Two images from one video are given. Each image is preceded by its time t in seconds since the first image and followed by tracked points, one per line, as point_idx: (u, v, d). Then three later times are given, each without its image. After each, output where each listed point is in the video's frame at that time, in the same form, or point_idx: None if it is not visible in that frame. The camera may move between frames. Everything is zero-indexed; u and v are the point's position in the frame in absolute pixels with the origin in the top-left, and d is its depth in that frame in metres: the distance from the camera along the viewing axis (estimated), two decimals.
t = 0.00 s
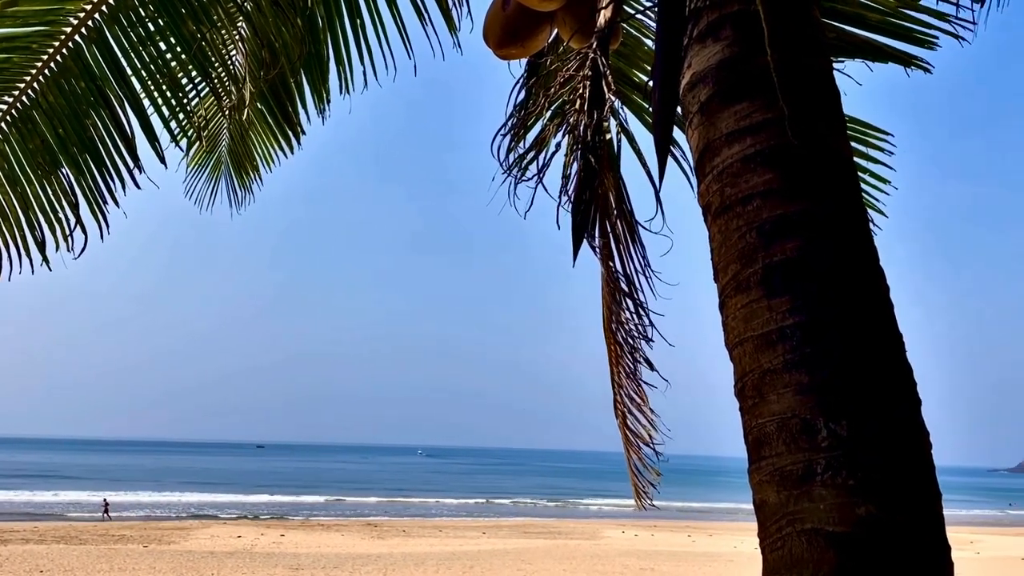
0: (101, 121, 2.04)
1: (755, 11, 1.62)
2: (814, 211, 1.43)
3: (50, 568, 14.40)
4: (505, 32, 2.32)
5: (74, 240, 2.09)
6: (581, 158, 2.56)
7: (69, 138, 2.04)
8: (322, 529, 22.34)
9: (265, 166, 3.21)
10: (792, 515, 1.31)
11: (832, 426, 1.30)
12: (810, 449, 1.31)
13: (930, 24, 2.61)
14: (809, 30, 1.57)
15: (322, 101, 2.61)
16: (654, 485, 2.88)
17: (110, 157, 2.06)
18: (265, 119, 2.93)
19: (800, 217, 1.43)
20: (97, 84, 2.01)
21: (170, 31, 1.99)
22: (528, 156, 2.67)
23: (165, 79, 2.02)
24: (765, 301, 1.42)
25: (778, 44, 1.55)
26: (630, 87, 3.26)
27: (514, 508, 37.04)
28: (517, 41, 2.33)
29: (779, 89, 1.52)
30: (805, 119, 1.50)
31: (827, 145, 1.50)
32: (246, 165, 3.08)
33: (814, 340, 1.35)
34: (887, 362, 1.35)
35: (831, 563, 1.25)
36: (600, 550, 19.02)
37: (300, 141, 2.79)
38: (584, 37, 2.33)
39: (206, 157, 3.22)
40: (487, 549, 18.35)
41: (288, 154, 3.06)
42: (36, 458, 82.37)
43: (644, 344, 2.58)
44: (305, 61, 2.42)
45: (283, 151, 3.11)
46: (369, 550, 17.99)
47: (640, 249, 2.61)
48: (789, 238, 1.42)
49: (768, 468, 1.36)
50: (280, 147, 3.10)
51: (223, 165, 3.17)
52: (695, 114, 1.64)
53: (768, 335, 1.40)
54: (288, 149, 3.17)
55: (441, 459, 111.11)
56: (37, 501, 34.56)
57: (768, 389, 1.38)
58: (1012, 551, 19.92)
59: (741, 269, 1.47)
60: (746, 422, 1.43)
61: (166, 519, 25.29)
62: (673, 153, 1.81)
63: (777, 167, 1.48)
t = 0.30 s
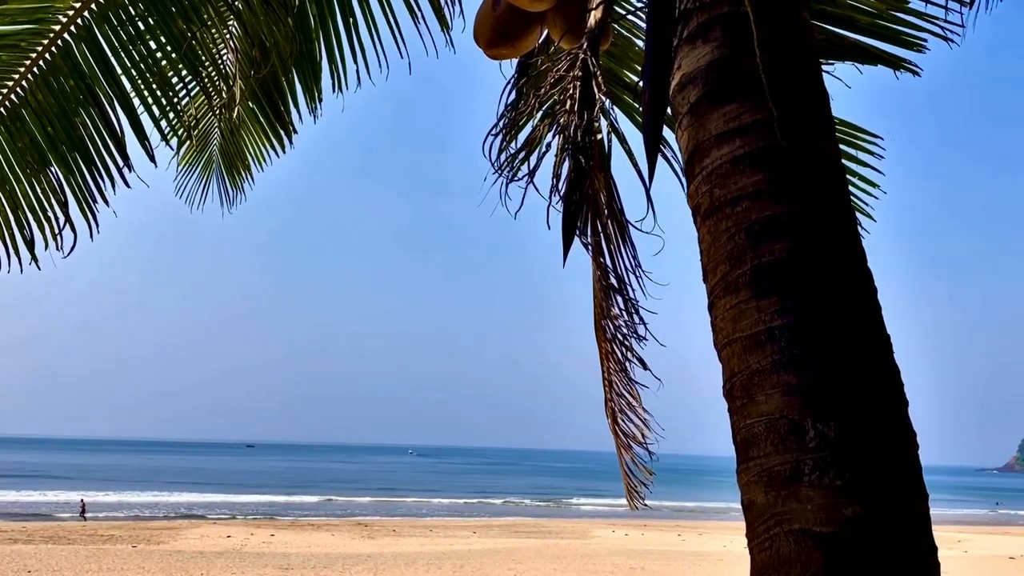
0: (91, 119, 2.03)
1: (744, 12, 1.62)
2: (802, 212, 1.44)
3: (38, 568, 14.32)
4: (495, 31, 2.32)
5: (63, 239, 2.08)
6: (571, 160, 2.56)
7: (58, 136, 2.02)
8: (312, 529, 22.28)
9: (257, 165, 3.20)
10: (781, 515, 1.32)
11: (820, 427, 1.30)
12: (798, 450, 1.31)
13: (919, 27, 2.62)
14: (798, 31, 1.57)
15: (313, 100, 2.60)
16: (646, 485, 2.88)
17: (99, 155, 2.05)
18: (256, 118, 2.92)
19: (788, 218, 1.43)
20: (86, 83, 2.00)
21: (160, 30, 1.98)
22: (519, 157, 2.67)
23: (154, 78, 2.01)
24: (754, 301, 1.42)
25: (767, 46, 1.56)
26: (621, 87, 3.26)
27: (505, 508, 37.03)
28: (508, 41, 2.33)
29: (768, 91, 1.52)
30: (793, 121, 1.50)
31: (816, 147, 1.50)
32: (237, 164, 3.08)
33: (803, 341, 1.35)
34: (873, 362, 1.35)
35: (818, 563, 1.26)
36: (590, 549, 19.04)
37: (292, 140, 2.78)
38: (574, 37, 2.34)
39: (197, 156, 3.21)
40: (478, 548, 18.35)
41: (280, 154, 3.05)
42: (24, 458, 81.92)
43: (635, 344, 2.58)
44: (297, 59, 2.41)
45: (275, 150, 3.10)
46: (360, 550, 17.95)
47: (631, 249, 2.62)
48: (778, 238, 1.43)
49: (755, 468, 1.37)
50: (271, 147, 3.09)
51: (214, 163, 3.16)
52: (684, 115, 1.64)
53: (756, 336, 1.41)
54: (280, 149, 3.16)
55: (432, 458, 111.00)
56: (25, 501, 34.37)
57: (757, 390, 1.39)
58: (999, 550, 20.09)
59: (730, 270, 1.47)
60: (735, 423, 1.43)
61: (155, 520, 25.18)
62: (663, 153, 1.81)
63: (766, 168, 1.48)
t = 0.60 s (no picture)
0: (81, 117, 2.01)
1: (734, 13, 1.62)
2: (794, 211, 1.44)
3: (26, 569, 14.23)
4: (487, 30, 2.32)
5: (55, 237, 2.06)
6: (562, 159, 2.56)
7: (49, 134, 2.00)
8: (302, 529, 22.24)
9: (249, 162, 3.19)
10: (770, 515, 1.32)
11: (810, 426, 1.31)
12: (788, 449, 1.32)
13: (909, 27, 2.64)
14: (788, 31, 1.58)
15: (306, 98, 2.59)
16: (635, 484, 2.87)
17: (89, 153, 2.03)
18: (248, 115, 2.92)
19: (779, 217, 1.43)
20: (76, 81, 1.99)
21: (150, 27, 1.98)
22: (511, 155, 2.67)
23: (145, 76, 2.00)
24: (744, 301, 1.42)
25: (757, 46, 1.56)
26: (613, 86, 3.26)
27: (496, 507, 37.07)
28: (499, 40, 2.33)
29: (757, 91, 1.53)
30: (782, 120, 1.51)
31: (805, 147, 1.51)
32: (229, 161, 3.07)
33: (792, 341, 1.36)
34: (864, 361, 1.36)
35: (808, 562, 1.26)
36: (580, 548, 19.10)
37: (284, 138, 2.77)
38: (566, 36, 2.34)
39: (188, 154, 3.20)
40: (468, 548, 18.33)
41: (272, 151, 3.03)
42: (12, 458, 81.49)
43: (625, 343, 2.58)
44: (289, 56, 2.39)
45: (267, 149, 3.09)
46: (350, 550, 17.94)
47: (622, 249, 2.62)
48: (769, 238, 1.43)
49: (746, 468, 1.37)
50: (263, 144, 3.08)
51: (206, 161, 3.15)
52: (675, 115, 1.64)
53: (746, 336, 1.41)
54: (272, 146, 3.15)
55: (422, 458, 110.94)
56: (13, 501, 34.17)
57: (747, 390, 1.39)
58: (987, 548, 20.21)
59: (720, 269, 1.47)
60: (724, 422, 1.44)
61: (144, 520, 25.09)
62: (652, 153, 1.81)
63: (757, 167, 1.48)
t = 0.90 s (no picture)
0: (72, 115, 2.00)
1: (726, 13, 1.62)
2: (783, 211, 1.44)
3: (14, 569, 14.13)
4: (479, 28, 2.31)
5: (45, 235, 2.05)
6: (553, 159, 2.56)
7: (38, 132, 1.99)
8: (294, 528, 22.17)
9: (240, 159, 3.17)
10: (760, 513, 1.32)
11: (800, 425, 1.31)
12: (778, 448, 1.32)
13: (899, 25, 2.65)
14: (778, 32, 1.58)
15: (298, 96, 2.58)
16: (629, 483, 2.87)
17: (80, 151, 2.02)
18: (240, 112, 2.90)
19: (769, 217, 1.44)
20: (66, 78, 1.98)
21: (141, 24, 1.96)
22: (502, 155, 2.67)
23: (136, 73, 1.99)
24: (735, 301, 1.42)
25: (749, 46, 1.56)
26: (604, 86, 3.26)
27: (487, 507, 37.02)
28: (491, 39, 2.33)
29: (749, 91, 1.53)
30: (773, 120, 1.51)
31: (796, 146, 1.51)
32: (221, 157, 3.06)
33: (783, 340, 1.36)
34: (852, 361, 1.36)
35: (798, 561, 1.26)
36: (572, 547, 19.08)
37: (276, 135, 2.76)
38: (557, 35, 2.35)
39: (180, 150, 3.19)
40: (459, 548, 18.30)
41: (264, 148, 3.02)
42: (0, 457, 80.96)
43: (617, 342, 2.58)
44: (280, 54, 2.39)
45: (258, 146, 3.07)
46: (341, 549, 17.87)
47: (614, 248, 2.62)
48: (759, 238, 1.43)
49: (736, 466, 1.37)
50: (255, 141, 3.07)
51: (198, 158, 3.14)
52: (667, 114, 1.64)
53: (737, 335, 1.41)
54: (264, 143, 3.14)
55: (413, 457, 110.77)
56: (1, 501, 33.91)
57: (737, 389, 1.39)
58: (977, 548, 20.27)
59: (711, 269, 1.48)
60: (715, 421, 1.44)
61: (133, 520, 24.94)
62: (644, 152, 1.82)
63: (748, 167, 1.48)
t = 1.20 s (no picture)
0: (62, 113, 1.99)
1: (717, 14, 1.63)
2: (772, 210, 1.45)
3: (4, 568, 14.05)
4: (471, 27, 2.31)
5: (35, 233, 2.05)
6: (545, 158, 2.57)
7: (28, 130, 1.98)
8: (285, 527, 22.10)
9: (234, 156, 3.16)
10: (750, 511, 1.33)
11: (790, 424, 1.31)
12: (767, 447, 1.32)
13: (890, 26, 2.66)
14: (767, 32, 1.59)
15: (291, 93, 2.57)
16: (626, 481, 2.87)
17: (70, 149, 2.02)
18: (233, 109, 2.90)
19: (761, 217, 1.44)
20: (56, 75, 1.97)
21: (132, 21, 1.96)
22: (495, 154, 2.67)
23: (127, 71, 1.99)
24: (725, 300, 1.43)
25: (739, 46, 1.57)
26: (597, 85, 3.27)
27: (480, 506, 37.02)
28: (483, 38, 2.33)
29: (739, 91, 1.53)
30: (764, 120, 1.51)
31: (787, 145, 1.51)
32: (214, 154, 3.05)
33: (772, 338, 1.37)
34: (842, 360, 1.37)
35: (787, 559, 1.27)
36: (564, 546, 19.09)
37: (268, 132, 2.75)
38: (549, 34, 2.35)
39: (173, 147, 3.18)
40: (452, 547, 18.30)
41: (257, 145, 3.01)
42: None
43: (613, 341, 2.59)
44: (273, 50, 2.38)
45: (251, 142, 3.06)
46: (333, 549, 17.83)
47: (608, 247, 2.63)
48: (750, 238, 1.43)
49: (726, 465, 1.38)
50: (249, 137, 3.06)
51: (191, 155, 3.13)
52: (658, 114, 1.65)
53: (727, 334, 1.41)
54: (257, 139, 3.13)
55: (405, 456, 110.69)
56: None
57: (728, 388, 1.39)
58: (966, 546, 20.41)
59: (702, 268, 1.48)
60: (706, 420, 1.44)
61: (123, 519, 24.82)
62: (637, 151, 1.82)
63: (739, 167, 1.49)
